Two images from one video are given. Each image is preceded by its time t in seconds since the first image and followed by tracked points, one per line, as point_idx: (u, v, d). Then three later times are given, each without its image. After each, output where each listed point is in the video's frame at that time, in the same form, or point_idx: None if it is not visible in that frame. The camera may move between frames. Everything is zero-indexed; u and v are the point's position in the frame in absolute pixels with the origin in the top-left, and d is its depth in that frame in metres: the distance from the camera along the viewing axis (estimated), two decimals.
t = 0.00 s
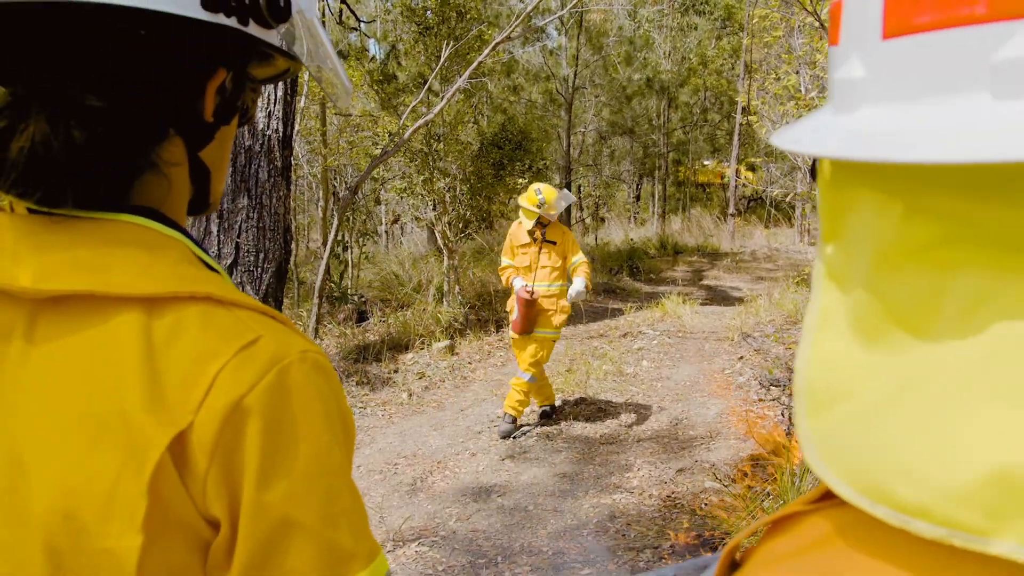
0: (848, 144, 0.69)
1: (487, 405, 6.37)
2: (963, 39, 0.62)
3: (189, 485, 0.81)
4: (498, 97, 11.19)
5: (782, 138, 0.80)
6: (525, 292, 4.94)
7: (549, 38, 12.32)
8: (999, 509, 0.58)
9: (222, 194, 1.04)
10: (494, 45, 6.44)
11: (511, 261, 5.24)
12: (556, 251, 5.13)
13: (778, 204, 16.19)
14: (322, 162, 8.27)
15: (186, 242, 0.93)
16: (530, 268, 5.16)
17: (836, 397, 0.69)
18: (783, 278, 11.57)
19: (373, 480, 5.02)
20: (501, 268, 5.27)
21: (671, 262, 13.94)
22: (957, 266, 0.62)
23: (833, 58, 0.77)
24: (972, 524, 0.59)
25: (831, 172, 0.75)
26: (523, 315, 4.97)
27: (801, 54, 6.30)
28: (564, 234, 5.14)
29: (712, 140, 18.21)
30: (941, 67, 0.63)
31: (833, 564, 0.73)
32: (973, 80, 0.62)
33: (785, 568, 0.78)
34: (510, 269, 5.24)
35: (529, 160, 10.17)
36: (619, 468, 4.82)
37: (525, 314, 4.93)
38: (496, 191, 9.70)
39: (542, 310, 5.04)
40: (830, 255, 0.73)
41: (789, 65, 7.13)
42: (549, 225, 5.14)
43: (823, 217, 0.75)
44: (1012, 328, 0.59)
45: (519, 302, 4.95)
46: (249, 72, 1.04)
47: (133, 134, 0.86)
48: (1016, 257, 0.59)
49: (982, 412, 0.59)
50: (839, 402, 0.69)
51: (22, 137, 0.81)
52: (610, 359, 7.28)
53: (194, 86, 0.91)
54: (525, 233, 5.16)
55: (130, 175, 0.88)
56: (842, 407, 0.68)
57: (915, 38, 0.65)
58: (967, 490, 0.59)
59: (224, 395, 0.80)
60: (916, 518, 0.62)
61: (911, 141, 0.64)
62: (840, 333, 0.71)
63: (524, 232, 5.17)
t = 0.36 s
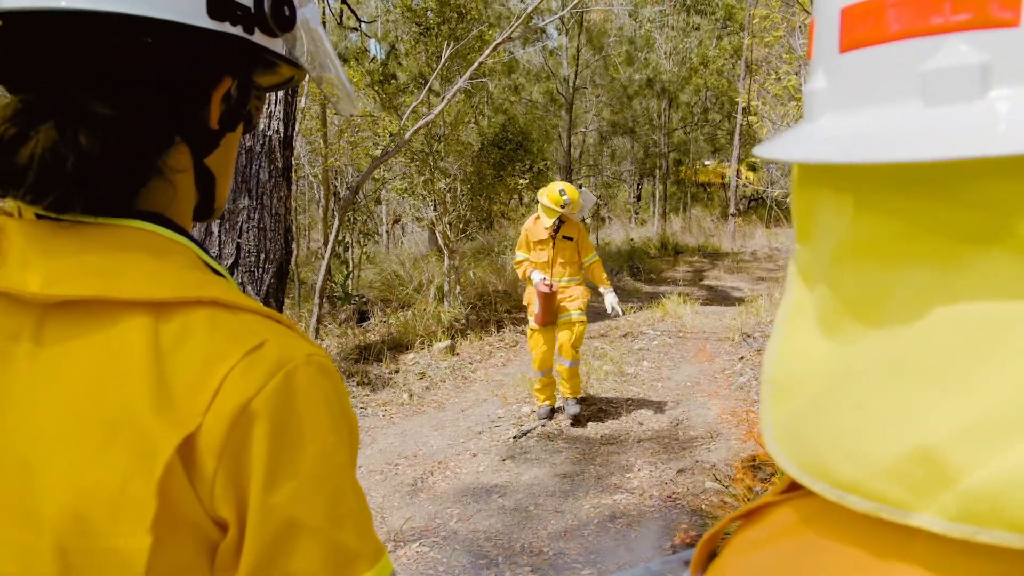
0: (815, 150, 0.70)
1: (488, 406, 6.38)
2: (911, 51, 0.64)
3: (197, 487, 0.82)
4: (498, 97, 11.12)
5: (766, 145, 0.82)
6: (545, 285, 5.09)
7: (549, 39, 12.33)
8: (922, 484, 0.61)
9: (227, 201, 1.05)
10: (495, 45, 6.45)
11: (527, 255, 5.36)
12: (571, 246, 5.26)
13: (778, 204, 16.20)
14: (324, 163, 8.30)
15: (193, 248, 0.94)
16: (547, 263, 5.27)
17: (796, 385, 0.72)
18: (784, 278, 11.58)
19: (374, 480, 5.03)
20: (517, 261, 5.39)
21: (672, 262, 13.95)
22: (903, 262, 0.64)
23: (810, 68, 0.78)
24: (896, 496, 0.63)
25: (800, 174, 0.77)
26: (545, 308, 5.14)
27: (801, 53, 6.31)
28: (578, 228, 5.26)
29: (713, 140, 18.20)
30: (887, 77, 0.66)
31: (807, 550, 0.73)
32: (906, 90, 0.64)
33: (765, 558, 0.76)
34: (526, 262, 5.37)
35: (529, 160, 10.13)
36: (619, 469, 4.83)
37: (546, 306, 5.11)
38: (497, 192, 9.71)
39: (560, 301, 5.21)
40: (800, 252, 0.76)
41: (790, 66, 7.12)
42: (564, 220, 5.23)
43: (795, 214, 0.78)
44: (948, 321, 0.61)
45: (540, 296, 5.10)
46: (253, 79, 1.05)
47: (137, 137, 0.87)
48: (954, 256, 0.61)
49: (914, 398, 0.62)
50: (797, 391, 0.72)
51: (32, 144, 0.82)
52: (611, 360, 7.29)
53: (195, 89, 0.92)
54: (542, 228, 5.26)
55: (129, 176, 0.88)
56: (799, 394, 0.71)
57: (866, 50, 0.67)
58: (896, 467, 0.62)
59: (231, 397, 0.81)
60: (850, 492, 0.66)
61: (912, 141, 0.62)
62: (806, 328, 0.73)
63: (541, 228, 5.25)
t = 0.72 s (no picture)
0: (815, 155, 0.70)
1: (487, 406, 6.39)
2: (911, 59, 0.64)
3: (211, 488, 0.83)
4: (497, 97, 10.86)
5: (767, 150, 0.82)
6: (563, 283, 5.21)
7: (547, 39, 12.33)
8: (917, 482, 0.60)
9: (237, 204, 1.06)
10: (493, 45, 6.44)
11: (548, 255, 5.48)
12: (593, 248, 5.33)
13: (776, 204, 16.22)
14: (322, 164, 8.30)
15: (207, 251, 0.95)
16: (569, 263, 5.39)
17: (793, 385, 0.71)
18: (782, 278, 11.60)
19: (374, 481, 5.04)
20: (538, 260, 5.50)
21: (670, 262, 13.98)
22: (899, 264, 0.63)
23: (811, 75, 0.78)
24: (890, 493, 0.62)
25: (799, 178, 0.76)
26: (563, 305, 5.19)
27: (801, 54, 6.29)
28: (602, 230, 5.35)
29: (711, 140, 18.21)
30: (886, 85, 0.66)
31: (809, 551, 0.72)
32: (902, 96, 0.65)
33: (767, 560, 0.75)
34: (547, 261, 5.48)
35: (529, 161, 10.52)
36: (619, 469, 4.83)
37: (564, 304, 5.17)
38: (496, 192, 9.73)
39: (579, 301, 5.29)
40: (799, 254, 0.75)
41: (789, 66, 7.13)
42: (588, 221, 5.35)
43: (795, 217, 0.77)
44: (943, 319, 0.60)
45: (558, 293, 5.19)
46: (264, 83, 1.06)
47: (147, 140, 0.87)
48: (950, 256, 0.60)
49: (909, 396, 0.61)
50: (795, 391, 0.71)
51: (47, 147, 0.83)
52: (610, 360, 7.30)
53: (201, 91, 0.92)
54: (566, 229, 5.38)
55: (135, 178, 0.88)
56: (796, 395, 0.70)
57: (864, 57, 0.67)
58: (890, 465, 0.61)
59: (244, 398, 0.82)
60: (845, 489, 0.65)
61: (904, 144, 0.62)
62: (805, 330, 0.72)
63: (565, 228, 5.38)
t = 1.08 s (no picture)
0: (814, 161, 0.71)
1: (482, 406, 6.40)
2: (911, 68, 0.64)
3: (211, 488, 0.83)
4: (491, 97, 10.97)
5: (767, 155, 0.83)
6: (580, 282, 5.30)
7: (542, 39, 12.34)
8: (910, 481, 0.61)
9: (238, 207, 1.07)
10: (488, 45, 6.43)
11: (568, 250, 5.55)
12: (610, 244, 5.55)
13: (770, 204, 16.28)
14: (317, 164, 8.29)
15: (208, 252, 0.96)
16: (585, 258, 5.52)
17: (792, 386, 0.72)
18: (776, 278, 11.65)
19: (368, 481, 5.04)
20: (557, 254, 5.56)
21: (664, 262, 14.03)
22: (896, 268, 0.64)
23: (810, 81, 0.79)
24: (885, 492, 0.62)
25: (798, 183, 0.77)
26: (579, 302, 5.34)
27: (796, 55, 6.29)
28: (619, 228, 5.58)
29: (705, 140, 18.26)
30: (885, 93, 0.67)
31: (807, 551, 0.72)
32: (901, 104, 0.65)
33: (764, 560, 0.75)
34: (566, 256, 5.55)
35: (523, 160, 10.44)
36: (613, 469, 4.84)
37: (580, 301, 5.30)
38: (491, 193, 9.75)
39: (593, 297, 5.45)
40: (798, 258, 0.76)
41: (783, 67, 7.16)
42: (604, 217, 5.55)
43: (793, 223, 0.78)
44: (939, 321, 0.61)
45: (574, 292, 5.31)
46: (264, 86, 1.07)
47: (150, 144, 0.88)
48: (945, 259, 0.61)
49: (904, 399, 0.62)
50: (793, 393, 0.71)
51: (51, 151, 0.83)
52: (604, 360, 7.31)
53: (199, 96, 0.92)
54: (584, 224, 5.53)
55: (135, 182, 0.88)
56: (795, 396, 0.71)
57: (864, 65, 0.68)
58: (885, 465, 0.62)
59: (244, 399, 0.82)
60: (842, 488, 0.65)
61: (898, 152, 0.63)
62: (805, 333, 0.73)
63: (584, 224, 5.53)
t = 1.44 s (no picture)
0: (823, 166, 0.72)
1: (473, 407, 6.39)
2: (920, 75, 0.65)
3: (213, 491, 0.83)
4: (482, 97, 10.95)
5: (776, 159, 0.84)
6: (579, 281, 5.34)
7: (532, 40, 12.33)
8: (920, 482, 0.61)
9: (237, 211, 1.06)
10: (479, 46, 6.42)
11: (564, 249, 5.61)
12: (609, 243, 5.55)
13: (759, 205, 16.35)
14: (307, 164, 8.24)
15: (207, 256, 0.95)
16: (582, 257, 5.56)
17: (801, 388, 0.72)
18: (766, 279, 11.70)
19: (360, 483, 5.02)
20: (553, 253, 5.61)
21: (654, 263, 14.07)
22: (901, 272, 0.65)
23: (819, 87, 0.80)
24: (893, 493, 0.63)
25: (807, 187, 0.78)
26: (577, 303, 5.38)
27: (785, 57, 6.30)
28: (618, 226, 5.56)
29: (695, 141, 18.32)
30: (894, 99, 0.67)
31: (817, 553, 0.72)
32: (910, 110, 0.66)
33: (773, 561, 0.76)
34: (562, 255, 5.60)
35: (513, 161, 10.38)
36: (605, 470, 4.85)
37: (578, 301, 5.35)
38: (481, 193, 9.73)
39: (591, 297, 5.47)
40: (806, 261, 0.77)
41: (773, 69, 7.18)
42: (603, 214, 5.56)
43: (802, 226, 0.78)
44: (948, 324, 0.61)
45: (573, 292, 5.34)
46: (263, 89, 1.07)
47: (150, 149, 0.88)
48: (951, 265, 0.62)
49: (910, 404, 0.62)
50: (803, 394, 0.72)
51: (51, 156, 0.83)
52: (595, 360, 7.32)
53: (198, 99, 0.92)
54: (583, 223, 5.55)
55: (135, 187, 0.88)
56: (804, 399, 0.71)
57: (874, 72, 0.69)
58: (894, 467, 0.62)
59: (246, 404, 0.82)
60: (851, 490, 0.66)
61: (906, 159, 0.64)
62: (813, 335, 0.74)
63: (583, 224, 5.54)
